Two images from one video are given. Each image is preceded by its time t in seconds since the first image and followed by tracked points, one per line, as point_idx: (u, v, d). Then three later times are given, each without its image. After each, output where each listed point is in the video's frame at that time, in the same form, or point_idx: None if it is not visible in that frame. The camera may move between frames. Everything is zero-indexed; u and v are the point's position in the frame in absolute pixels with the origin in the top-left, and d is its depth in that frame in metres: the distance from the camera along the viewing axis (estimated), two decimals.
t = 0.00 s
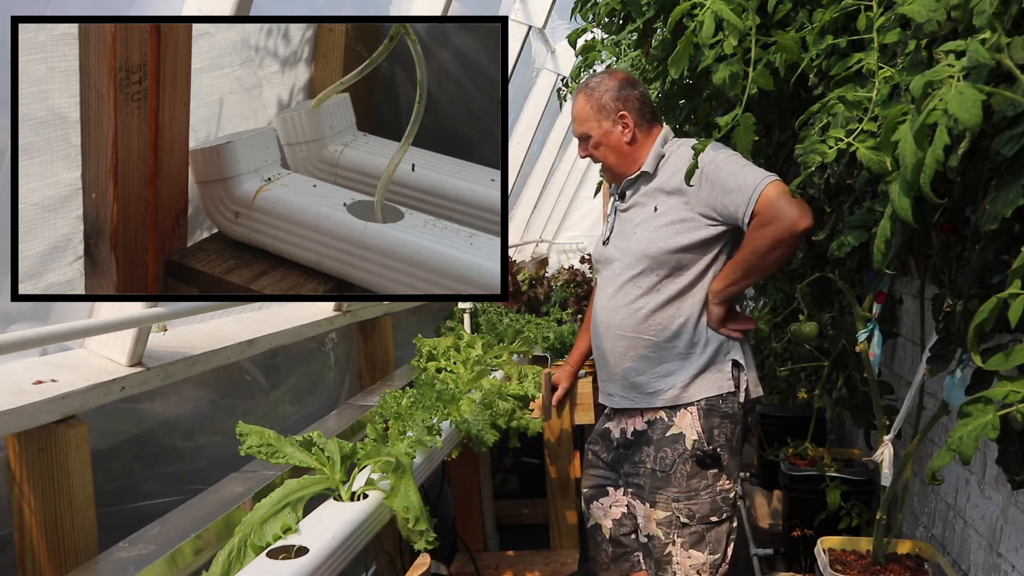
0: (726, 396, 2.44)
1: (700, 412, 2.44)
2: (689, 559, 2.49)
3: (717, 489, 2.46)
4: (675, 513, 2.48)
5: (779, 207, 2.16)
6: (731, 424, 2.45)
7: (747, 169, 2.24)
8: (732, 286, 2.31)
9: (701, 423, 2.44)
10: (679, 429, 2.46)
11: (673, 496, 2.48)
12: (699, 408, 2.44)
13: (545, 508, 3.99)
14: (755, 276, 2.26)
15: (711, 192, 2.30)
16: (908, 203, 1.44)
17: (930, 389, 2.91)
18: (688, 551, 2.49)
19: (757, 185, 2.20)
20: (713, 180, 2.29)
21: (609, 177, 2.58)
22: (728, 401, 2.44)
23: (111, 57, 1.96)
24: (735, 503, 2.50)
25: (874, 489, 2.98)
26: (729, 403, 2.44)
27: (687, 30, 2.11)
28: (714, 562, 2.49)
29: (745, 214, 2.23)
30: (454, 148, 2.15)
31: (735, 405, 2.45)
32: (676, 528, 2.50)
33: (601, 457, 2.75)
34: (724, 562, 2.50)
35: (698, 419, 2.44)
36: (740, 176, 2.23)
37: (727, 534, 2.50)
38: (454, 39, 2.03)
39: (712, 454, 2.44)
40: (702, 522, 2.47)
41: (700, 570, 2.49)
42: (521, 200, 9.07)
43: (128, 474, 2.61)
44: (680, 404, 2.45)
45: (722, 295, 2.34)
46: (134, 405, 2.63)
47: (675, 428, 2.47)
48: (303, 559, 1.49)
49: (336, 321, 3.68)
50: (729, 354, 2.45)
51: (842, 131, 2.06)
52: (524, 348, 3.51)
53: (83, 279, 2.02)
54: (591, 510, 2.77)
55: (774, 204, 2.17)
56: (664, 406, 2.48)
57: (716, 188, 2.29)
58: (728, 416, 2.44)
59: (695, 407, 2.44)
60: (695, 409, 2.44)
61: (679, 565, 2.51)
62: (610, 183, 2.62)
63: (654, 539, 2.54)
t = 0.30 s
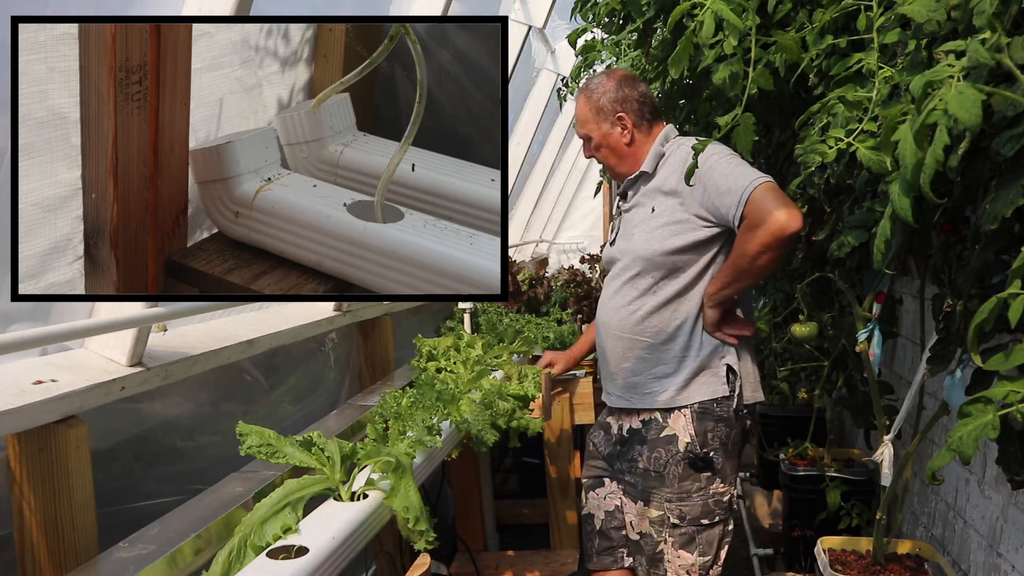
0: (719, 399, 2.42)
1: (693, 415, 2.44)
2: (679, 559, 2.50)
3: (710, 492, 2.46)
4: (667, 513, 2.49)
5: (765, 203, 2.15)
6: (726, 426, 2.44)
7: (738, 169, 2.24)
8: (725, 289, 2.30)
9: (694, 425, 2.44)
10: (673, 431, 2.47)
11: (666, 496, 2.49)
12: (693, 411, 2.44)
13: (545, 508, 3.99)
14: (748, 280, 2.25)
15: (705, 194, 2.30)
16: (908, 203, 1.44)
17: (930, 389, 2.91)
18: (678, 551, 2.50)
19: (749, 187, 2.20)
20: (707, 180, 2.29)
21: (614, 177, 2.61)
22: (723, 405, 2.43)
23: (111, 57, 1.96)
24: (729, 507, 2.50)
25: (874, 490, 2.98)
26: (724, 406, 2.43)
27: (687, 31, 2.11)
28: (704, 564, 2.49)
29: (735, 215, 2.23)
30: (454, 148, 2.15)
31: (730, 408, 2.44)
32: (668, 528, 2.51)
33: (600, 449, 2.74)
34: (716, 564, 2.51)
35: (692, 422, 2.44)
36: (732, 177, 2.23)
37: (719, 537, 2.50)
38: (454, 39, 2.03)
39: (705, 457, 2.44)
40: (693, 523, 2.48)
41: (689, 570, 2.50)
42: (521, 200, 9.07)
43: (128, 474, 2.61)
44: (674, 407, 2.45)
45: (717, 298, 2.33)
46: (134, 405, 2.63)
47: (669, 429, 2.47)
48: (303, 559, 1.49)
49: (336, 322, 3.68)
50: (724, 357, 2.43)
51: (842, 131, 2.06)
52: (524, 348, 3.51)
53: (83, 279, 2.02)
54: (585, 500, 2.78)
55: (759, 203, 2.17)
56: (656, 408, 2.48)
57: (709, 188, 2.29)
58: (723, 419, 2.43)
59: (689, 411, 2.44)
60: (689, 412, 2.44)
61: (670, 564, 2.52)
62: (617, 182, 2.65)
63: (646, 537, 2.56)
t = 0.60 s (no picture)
0: (721, 400, 2.43)
1: (697, 417, 2.44)
2: (680, 560, 2.51)
3: (711, 493, 2.46)
4: (668, 513, 2.50)
5: (752, 204, 2.16)
6: (728, 428, 2.45)
7: (730, 170, 2.23)
8: (716, 291, 2.30)
9: (696, 427, 2.44)
10: (676, 431, 2.46)
11: (667, 497, 2.50)
12: (696, 413, 2.44)
13: (545, 508, 3.99)
14: (737, 284, 2.25)
15: (699, 193, 2.31)
16: (908, 203, 1.44)
17: (930, 389, 2.91)
18: (679, 552, 2.51)
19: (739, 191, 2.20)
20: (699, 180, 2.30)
21: (615, 173, 2.62)
22: (727, 406, 2.44)
23: (111, 57, 1.96)
24: (730, 507, 2.50)
25: (874, 489, 2.98)
26: (727, 407, 2.44)
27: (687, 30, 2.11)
28: (705, 564, 2.50)
29: (723, 216, 2.24)
30: (454, 148, 2.15)
31: (732, 409, 2.45)
32: (668, 528, 2.52)
33: (598, 443, 2.77)
34: (715, 565, 2.51)
35: (695, 423, 2.44)
36: (722, 178, 2.23)
37: (720, 537, 2.51)
38: (454, 39, 2.03)
39: (707, 458, 2.45)
40: (694, 524, 2.49)
41: (689, 571, 2.50)
42: (521, 199, 9.07)
43: (128, 474, 2.61)
44: (677, 407, 2.45)
45: (710, 301, 2.34)
46: (134, 405, 2.63)
47: (672, 429, 2.47)
48: (303, 560, 1.49)
49: (336, 322, 3.68)
50: (722, 359, 2.43)
51: (842, 131, 2.06)
52: (524, 348, 3.51)
53: (83, 278, 2.02)
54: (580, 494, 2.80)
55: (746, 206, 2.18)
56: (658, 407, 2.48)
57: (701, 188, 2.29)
58: (725, 420, 2.44)
59: (691, 411, 2.44)
60: (692, 412, 2.44)
61: (669, 564, 2.53)
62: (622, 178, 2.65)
63: (645, 537, 2.56)
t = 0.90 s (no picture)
0: (717, 401, 2.43)
1: (694, 417, 2.44)
2: (680, 562, 2.48)
3: (710, 494, 2.45)
4: (668, 515, 2.49)
5: (764, 203, 2.15)
6: (725, 427, 2.44)
7: (741, 168, 2.23)
8: (722, 289, 2.30)
9: (693, 427, 2.44)
10: (673, 433, 2.47)
11: (666, 498, 2.49)
12: (693, 413, 2.44)
13: (545, 508, 3.99)
14: (746, 281, 2.25)
15: (706, 192, 2.30)
16: (908, 203, 1.44)
17: (930, 389, 2.91)
18: (679, 553, 2.49)
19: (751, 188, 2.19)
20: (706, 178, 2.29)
21: (614, 171, 2.62)
22: (722, 406, 2.44)
23: (111, 57, 1.96)
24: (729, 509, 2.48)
25: (874, 489, 2.98)
26: (723, 407, 2.44)
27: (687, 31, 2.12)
28: (705, 566, 2.47)
29: (733, 215, 2.23)
30: (454, 148, 2.15)
31: (728, 408, 2.45)
32: (668, 530, 2.51)
33: (597, 454, 2.77)
34: (716, 566, 2.49)
35: (692, 423, 2.44)
36: (733, 176, 2.23)
37: (719, 538, 2.49)
38: (454, 39, 2.03)
39: (704, 458, 2.44)
40: (693, 525, 2.47)
41: (691, 572, 2.48)
42: (520, 200, 9.07)
43: (128, 474, 2.61)
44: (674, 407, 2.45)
45: (714, 299, 2.33)
46: (134, 405, 2.63)
47: (669, 430, 2.47)
48: (302, 559, 1.49)
49: (336, 322, 3.69)
50: (721, 358, 2.43)
51: (842, 131, 2.06)
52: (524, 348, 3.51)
53: (83, 279, 2.02)
54: (584, 507, 2.81)
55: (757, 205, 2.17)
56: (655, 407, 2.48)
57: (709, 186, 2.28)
58: (722, 421, 2.44)
59: (688, 412, 2.45)
60: (689, 413, 2.44)
61: (670, 566, 2.51)
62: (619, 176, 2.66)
63: (648, 539, 2.56)
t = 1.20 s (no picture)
0: (706, 397, 2.45)
1: (684, 412, 2.45)
2: (668, 556, 2.49)
3: (699, 489, 2.46)
4: (657, 510, 2.50)
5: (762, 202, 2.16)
6: (715, 423, 2.46)
7: (738, 166, 2.23)
8: (718, 284, 2.31)
9: (684, 423, 2.46)
10: (663, 428, 2.48)
11: (655, 493, 2.49)
12: (683, 409, 2.45)
13: (545, 508, 4.00)
14: (741, 276, 2.26)
15: (704, 190, 2.30)
16: (908, 203, 1.44)
17: (930, 389, 2.92)
18: (667, 548, 2.49)
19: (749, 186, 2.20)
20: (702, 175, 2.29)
21: (609, 171, 2.63)
22: (713, 403, 2.46)
23: (111, 57, 1.96)
24: (718, 505, 2.49)
25: (874, 489, 2.98)
26: (714, 404, 2.46)
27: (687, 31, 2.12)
28: (693, 561, 2.48)
29: (731, 210, 2.24)
30: (454, 148, 2.15)
31: (719, 405, 2.47)
32: (657, 524, 2.51)
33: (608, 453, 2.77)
34: (704, 561, 2.51)
35: (682, 418, 2.46)
36: (730, 174, 2.23)
37: (708, 534, 2.50)
38: (454, 39, 2.03)
39: (694, 454, 2.45)
40: (682, 520, 2.47)
41: (679, 568, 2.49)
42: (521, 200, 9.07)
43: (128, 474, 2.61)
44: (667, 401, 2.46)
45: (708, 294, 2.34)
46: (133, 405, 2.62)
47: (659, 426, 2.49)
48: (302, 559, 1.49)
49: (336, 321, 3.69)
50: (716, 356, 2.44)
51: (842, 131, 2.06)
52: (524, 348, 3.52)
53: (83, 279, 2.03)
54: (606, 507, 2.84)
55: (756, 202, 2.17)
56: (644, 402, 2.49)
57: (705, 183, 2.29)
58: (712, 417, 2.46)
59: (678, 408, 2.46)
60: (679, 409, 2.46)
61: (659, 561, 2.51)
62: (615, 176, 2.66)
63: (640, 533, 2.57)
